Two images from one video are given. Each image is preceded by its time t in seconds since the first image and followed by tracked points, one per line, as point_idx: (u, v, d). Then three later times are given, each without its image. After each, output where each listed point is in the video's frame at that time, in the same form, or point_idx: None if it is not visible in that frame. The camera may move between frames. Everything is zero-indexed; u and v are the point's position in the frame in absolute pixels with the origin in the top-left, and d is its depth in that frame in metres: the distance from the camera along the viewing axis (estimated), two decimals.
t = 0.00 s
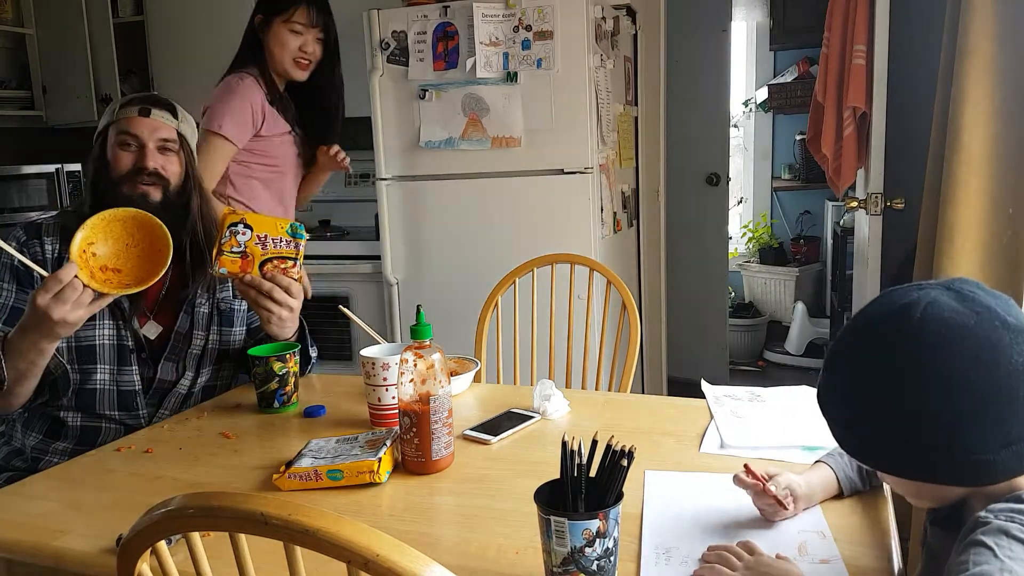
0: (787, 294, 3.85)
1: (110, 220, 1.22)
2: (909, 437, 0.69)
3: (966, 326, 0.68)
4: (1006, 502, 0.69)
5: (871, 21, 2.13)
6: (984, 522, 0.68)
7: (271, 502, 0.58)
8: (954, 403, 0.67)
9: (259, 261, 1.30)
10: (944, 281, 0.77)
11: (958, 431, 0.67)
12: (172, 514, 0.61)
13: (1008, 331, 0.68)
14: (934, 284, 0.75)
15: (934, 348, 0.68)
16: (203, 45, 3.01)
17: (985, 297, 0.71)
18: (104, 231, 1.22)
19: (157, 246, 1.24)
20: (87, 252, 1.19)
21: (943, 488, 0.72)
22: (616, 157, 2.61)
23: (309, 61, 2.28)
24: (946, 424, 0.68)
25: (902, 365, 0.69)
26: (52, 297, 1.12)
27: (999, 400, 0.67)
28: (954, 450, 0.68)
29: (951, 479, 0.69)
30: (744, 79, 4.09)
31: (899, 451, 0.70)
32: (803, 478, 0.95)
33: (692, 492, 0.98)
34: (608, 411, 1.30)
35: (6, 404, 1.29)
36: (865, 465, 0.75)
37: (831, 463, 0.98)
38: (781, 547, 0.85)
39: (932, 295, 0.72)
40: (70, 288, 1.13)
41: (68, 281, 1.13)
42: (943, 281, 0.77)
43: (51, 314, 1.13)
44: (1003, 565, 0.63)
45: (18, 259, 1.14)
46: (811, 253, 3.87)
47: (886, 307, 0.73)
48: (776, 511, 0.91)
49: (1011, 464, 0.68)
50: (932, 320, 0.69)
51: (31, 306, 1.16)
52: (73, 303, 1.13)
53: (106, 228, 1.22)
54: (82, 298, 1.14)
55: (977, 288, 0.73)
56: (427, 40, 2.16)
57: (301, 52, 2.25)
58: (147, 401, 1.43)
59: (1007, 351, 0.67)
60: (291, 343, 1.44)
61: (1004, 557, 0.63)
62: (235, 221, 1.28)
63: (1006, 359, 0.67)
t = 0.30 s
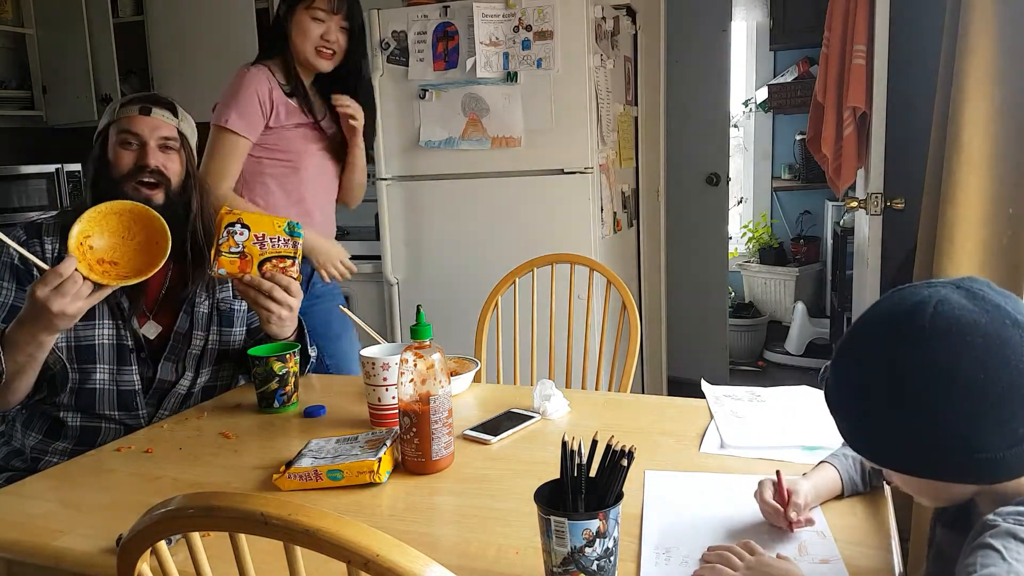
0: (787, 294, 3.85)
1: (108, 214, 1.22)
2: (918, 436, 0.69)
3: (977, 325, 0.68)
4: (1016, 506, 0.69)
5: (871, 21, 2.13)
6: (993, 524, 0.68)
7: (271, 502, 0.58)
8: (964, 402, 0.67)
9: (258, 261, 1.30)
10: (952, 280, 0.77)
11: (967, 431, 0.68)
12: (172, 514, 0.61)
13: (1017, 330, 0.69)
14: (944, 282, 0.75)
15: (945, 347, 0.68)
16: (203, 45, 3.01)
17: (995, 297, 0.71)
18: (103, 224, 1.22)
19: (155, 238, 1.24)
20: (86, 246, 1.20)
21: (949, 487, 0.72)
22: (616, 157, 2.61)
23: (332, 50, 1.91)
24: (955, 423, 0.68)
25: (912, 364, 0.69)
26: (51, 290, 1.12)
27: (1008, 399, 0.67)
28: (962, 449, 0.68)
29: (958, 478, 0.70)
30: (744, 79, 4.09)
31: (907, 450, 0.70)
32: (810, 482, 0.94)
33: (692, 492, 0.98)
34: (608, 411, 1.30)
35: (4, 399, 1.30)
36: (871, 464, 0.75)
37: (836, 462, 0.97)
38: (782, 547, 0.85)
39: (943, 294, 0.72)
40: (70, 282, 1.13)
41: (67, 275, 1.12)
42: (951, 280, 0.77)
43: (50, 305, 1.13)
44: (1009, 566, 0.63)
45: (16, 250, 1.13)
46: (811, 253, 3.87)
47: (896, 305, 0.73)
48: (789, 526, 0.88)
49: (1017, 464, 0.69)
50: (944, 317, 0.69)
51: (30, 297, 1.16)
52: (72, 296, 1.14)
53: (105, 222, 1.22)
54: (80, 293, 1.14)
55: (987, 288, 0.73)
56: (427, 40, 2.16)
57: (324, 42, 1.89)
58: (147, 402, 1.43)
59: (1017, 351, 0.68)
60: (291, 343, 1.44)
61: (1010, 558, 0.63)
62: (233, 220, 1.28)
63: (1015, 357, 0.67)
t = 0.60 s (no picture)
0: (787, 294, 3.85)
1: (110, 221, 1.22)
2: (910, 441, 0.69)
3: (964, 328, 0.68)
4: None
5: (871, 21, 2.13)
6: (1004, 527, 0.68)
7: (271, 502, 0.58)
8: (955, 407, 0.67)
9: (260, 262, 1.31)
10: (943, 285, 0.77)
11: (960, 435, 0.67)
12: (172, 514, 0.61)
13: (1007, 332, 0.69)
14: (936, 287, 0.76)
15: (933, 351, 0.68)
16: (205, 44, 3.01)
17: (986, 300, 0.71)
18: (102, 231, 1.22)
19: (150, 245, 1.25)
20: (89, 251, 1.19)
21: (947, 492, 0.71)
22: (616, 157, 2.61)
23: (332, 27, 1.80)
24: (947, 427, 0.68)
25: (901, 369, 0.70)
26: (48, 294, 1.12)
27: (999, 402, 0.67)
28: (957, 452, 0.68)
29: (954, 482, 0.69)
30: (744, 79, 4.09)
31: (900, 455, 0.70)
32: (815, 486, 0.93)
33: (691, 493, 0.98)
34: (608, 411, 1.30)
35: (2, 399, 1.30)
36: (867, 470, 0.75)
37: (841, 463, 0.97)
38: (783, 547, 0.85)
39: (932, 298, 0.72)
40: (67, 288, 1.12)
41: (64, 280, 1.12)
42: (943, 285, 0.77)
43: (45, 309, 1.13)
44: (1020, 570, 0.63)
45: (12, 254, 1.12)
46: (811, 253, 3.87)
47: (886, 311, 0.74)
48: (796, 540, 0.86)
49: (1013, 467, 0.68)
50: (932, 322, 0.69)
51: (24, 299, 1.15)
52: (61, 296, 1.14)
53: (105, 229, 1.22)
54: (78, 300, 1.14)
55: (978, 291, 0.73)
56: (427, 40, 2.16)
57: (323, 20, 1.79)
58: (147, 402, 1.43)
59: (1007, 354, 0.67)
60: (291, 343, 1.44)
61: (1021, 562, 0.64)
62: (234, 222, 1.28)
63: (1006, 359, 0.67)
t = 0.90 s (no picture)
0: (787, 294, 3.85)
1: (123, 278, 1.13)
2: (924, 442, 0.69)
3: (979, 329, 0.68)
4: None
5: (871, 22, 2.13)
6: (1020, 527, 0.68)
7: (271, 502, 0.58)
8: (969, 407, 0.67)
9: (254, 266, 1.30)
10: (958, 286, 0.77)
11: (974, 435, 0.68)
12: (172, 514, 0.61)
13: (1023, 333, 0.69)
14: (951, 287, 0.75)
15: (949, 352, 0.68)
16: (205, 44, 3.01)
17: (1003, 301, 0.71)
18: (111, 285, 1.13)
19: (152, 310, 1.12)
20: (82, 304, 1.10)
21: (960, 493, 0.72)
22: (616, 157, 2.61)
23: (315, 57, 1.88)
24: (962, 428, 0.68)
25: (916, 370, 0.70)
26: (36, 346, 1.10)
27: (1014, 403, 0.67)
28: (971, 452, 0.68)
29: (967, 484, 0.69)
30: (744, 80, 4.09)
31: (914, 456, 0.70)
32: (819, 489, 0.93)
33: (693, 492, 0.98)
34: (607, 412, 1.30)
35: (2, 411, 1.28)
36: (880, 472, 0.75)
37: (844, 465, 0.97)
38: (783, 548, 0.85)
39: (947, 299, 0.72)
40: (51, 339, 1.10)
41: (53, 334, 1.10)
42: (958, 286, 0.77)
43: (27, 356, 1.10)
44: None
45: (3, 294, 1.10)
46: (811, 253, 3.87)
47: (900, 312, 0.73)
48: (795, 543, 0.85)
49: None
50: (947, 323, 0.69)
51: (10, 343, 1.15)
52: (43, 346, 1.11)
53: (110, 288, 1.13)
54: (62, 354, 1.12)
55: (994, 292, 0.73)
56: (427, 40, 2.16)
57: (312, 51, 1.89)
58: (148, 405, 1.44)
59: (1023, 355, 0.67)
60: (291, 343, 1.44)
61: None
62: (225, 227, 1.28)
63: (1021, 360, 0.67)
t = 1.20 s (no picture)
0: (787, 294, 3.85)
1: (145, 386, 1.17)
2: (923, 447, 0.69)
3: (973, 334, 0.68)
4: None
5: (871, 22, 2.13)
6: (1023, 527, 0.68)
7: (271, 502, 0.58)
8: (966, 412, 0.67)
9: (254, 270, 1.30)
10: (951, 291, 0.77)
11: (973, 440, 0.67)
12: (172, 514, 0.61)
13: (1017, 336, 0.69)
14: (944, 292, 0.75)
15: (944, 358, 0.68)
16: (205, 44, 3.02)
17: (997, 306, 0.71)
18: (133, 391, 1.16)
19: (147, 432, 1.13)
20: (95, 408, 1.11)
21: (962, 497, 0.71)
22: (616, 157, 2.61)
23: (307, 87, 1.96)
24: (960, 433, 0.68)
25: (912, 376, 0.70)
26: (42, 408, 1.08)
27: (1011, 407, 0.67)
28: (972, 457, 0.68)
29: (969, 489, 0.69)
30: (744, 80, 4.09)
31: (914, 461, 0.70)
32: (819, 490, 0.93)
33: (694, 492, 0.98)
34: (607, 412, 1.30)
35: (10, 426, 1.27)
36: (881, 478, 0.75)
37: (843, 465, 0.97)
38: (782, 547, 0.85)
39: (940, 305, 0.72)
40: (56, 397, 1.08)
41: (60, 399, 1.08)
42: (951, 290, 0.77)
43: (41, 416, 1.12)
44: None
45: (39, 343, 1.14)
46: (811, 253, 3.87)
47: (894, 320, 0.74)
48: (794, 543, 0.85)
49: None
50: (941, 329, 0.70)
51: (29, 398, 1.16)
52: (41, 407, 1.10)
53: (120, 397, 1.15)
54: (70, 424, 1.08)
55: (988, 296, 0.73)
56: (427, 40, 2.16)
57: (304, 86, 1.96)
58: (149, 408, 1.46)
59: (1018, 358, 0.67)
60: (290, 343, 1.44)
61: None
62: (224, 230, 1.28)
63: (1017, 363, 0.67)
